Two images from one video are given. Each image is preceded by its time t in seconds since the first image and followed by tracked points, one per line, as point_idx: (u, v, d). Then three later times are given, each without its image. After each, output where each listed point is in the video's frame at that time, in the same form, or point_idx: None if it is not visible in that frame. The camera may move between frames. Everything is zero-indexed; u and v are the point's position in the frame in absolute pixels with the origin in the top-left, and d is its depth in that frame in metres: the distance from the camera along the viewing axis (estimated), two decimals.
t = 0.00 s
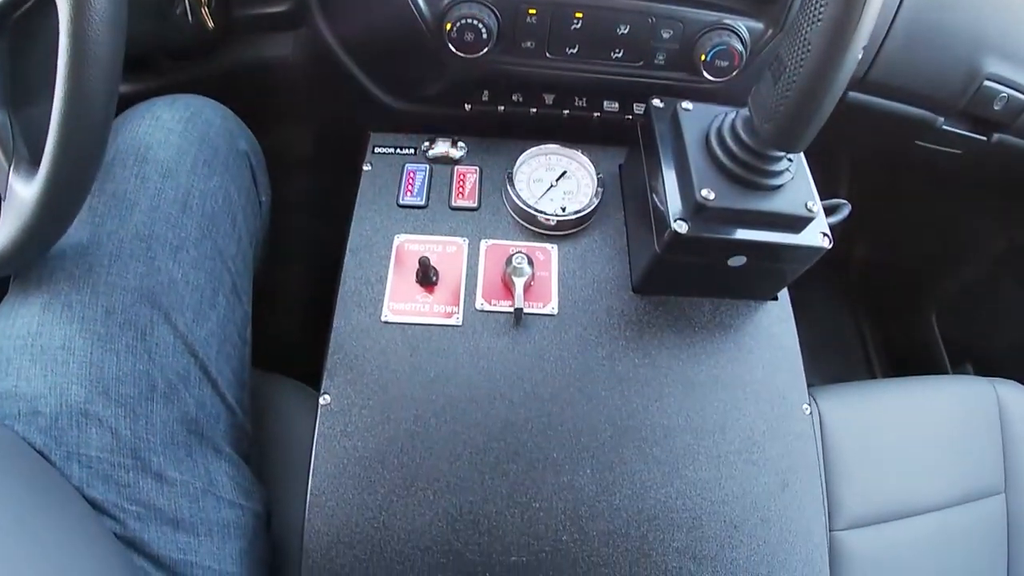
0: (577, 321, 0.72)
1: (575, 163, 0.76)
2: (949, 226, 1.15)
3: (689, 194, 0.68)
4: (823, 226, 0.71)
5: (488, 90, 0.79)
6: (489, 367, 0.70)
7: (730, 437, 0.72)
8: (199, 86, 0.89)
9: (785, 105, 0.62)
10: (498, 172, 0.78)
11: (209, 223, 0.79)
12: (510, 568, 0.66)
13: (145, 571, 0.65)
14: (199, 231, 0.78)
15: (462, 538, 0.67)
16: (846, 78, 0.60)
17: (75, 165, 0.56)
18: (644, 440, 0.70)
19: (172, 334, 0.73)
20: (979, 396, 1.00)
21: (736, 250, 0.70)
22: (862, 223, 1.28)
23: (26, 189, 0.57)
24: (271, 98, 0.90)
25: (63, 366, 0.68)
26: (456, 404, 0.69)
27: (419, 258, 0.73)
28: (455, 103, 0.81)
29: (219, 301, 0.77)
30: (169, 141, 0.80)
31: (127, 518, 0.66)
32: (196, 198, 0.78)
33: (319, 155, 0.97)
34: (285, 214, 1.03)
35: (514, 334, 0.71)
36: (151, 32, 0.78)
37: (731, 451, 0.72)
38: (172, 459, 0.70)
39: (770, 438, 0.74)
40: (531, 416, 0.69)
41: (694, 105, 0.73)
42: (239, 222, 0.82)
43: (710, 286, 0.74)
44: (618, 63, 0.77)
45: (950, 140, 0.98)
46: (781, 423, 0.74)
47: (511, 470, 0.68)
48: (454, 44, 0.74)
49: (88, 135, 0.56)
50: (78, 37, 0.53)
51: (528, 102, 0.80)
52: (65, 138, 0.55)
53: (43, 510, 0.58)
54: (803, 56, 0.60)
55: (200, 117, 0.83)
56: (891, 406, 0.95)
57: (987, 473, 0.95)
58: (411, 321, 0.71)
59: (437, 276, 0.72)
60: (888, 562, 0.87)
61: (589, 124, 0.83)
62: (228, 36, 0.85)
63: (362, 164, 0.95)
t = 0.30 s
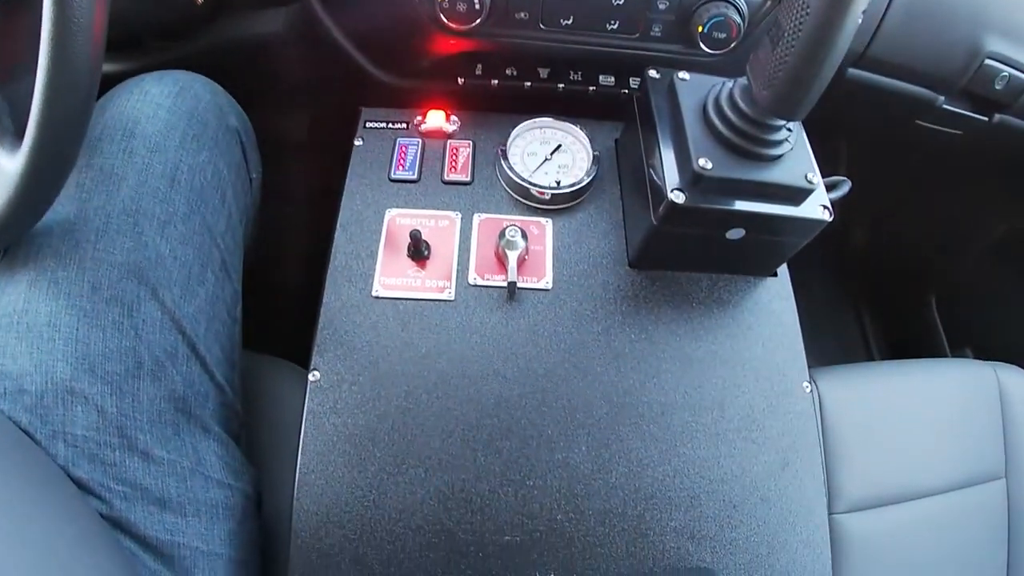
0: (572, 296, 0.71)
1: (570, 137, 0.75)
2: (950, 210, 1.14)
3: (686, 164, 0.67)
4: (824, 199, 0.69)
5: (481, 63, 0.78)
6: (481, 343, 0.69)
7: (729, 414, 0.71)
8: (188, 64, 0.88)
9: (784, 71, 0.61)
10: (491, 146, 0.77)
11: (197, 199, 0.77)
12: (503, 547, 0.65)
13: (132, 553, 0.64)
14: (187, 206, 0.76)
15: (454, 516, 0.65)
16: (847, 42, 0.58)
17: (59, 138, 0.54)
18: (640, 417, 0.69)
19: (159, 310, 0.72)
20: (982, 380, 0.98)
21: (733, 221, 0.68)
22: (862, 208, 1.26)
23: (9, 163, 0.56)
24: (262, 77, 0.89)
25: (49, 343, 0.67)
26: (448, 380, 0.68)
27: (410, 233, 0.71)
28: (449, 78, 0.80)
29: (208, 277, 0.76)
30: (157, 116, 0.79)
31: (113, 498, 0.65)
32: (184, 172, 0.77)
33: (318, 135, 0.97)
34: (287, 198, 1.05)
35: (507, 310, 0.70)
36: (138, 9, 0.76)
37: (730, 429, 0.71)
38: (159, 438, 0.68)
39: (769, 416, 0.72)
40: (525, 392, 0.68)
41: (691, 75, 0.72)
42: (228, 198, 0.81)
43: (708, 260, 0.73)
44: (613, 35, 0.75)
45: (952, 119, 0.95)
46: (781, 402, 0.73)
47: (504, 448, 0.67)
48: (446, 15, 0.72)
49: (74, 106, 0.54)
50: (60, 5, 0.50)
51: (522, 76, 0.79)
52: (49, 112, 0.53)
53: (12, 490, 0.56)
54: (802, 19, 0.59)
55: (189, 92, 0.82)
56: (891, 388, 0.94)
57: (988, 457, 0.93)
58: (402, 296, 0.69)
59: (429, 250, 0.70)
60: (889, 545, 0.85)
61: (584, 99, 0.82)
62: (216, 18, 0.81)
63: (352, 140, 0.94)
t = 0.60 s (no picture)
0: (568, 276, 0.70)
1: (567, 115, 0.74)
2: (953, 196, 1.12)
3: (684, 139, 0.66)
4: (824, 177, 0.68)
5: (476, 41, 0.77)
6: (476, 322, 0.68)
7: (728, 395, 0.70)
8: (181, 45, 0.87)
9: (784, 44, 0.60)
10: (487, 125, 0.76)
11: (189, 179, 0.76)
12: (497, 530, 0.64)
13: (122, 537, 0.64)
14: (179, 185, 0.75)
15: (448, 498, 0.64)
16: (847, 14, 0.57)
17: (48, 109, 0.54)
18: (637, 398, 0.68)
19: (149, 291, 0.71)
20: (983, 366, 0.97)
21: (732, 198, 0.67)
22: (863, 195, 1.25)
23: None
24: (257, 58, 0.88)
25: (38, 324, 0.66)
26: (442, 360, 0.67)
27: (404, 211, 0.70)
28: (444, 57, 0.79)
29: (200, 257, 0.75)
30: (149, 96, 0.78)
31: (103, 481, 0.64)
32: (175, 152, 0.76)
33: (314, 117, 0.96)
34: (283, 180, 1.04)
35: (503, 289, 0.69)
36: None
37: (728, 410, 0.70)
38: (150, 420, 0.67)
39: (769, 397, 0.71)
40: (520, 372, 0.67)
41: (689, 51, 0.71)
42: (220, 178, 0.80)
43: (706, 239, 0.72)
44: (611, 11, 0.74)
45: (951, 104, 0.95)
46: (780, 383, 0.72)
47: (499, 429, 0.66)
48: None
49: (62, 76, 0.53)
50: None
51: (519, 53, 0.78)
52: (39, 80, 0.52)
53: None
54: None
55: (181, 72, 0.81)
56: (893, 373, 0.93)
57: (988, 442, 0.92)
58: (396, 275, 0.68)
59: (423, 229, 0.69)
60: (890, 530, 0.84)
61: (581, 79, 0.81)
62: None
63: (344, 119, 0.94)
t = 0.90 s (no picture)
0: (568, 257, 0.69)
1: (568, 95, 0.73)
2: (956, 184, 1.11)
3: (688, 117, 0.65)
4: (829, 157, 0.67)
5: (477, 22, 0.75)
6: (476, 304, 0.66)
7: (731, 377, 0.69)
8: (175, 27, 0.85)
9: (789, 19, 0.58)
10: (487, 105, 0.75)
11: (184, 160, 0.75)
12: (496, 515, 0.63)
13: (115, 523, 0.63)
14: (173, 166, 0.74)
15: (446, 483, 0.63)
16: None
17: (40, 84, 0.53)
18: (638, 381, 0.67)
19: (143, 273, 0.69)
20: (985, 353, 0.96)
21: (737, 178, 0.66)
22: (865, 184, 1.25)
23: None
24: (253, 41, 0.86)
25: (31, 307, 0.65)
26: (441, 342, 0.65)
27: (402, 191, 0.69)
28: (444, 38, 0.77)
29: (195, 240, 0.74)
30: (143, 77, 0.77)
31: (96, 466, 0.63)
32: (170, 133, 0.75)
33: (314, 107, 0.96)
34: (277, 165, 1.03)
35: (503, 270, 0.67)
36: None
37: (732, 395, 0.68)
38: (143, 404, 0.66)
39: (773, 381, 0.70)
40: (520, 355, 0.66)
41: (692, 29, 0.70)
42: (217, 160, 0.78)
43: (711, 220, 0.71)
44: None
45: (958, 91, 0.93)
46: (784, 367, 0.70)
47: (499, 412, 0.65)
48: None
49: (53, 55, 0.53)
50: None
51: (519, 34, 0.76)
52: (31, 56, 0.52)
53: None
54: None
55: (175, 52, 0.80)
56: (896, 360, 0.91)
57: (991, 430, 0.91)
58: (394, 256, 0.67)
59: (421, 209, 0.68)
60: (896, 518, 0.83)
61: (583, 60, 0.79)
62: None
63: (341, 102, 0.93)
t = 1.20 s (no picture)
0: (566, 234, 0.67)
1: (566, 69, 0.71)
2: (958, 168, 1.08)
3: (689, 89, 0.63)
4: (834, 132, 0.66)
5: None
6: (471, 281, 0.65)
7: (733, 356, 0.67)
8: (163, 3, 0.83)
9: None
10: (484, 80, 0.73)
11: (173, 136, 0.73)
12: (491, 497, 0.62)
13: (105, 506, 0.61)
14: (161, 141, 0.72)
15: (440, 465, 0.62)
16: None
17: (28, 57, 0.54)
18: (638, 360, 0.65)
19: (131, 250, 0.68)
20: (987, 339, 0.93)
21: (739, 152, 0.64)
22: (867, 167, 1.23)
23: None
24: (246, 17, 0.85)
25: (16, 286, 0.63)
26: (435, 320, 0.64)
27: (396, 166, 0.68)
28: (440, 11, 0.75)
29: (185, 216, 0.72)
30: (132, 53, 0.75)
31: (84, 448, 0.62)
32: (159, 109, 0.73)
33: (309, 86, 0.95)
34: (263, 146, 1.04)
35: (499, 247, 0.66)
36: None
37: (734, 375, 0.66)
38: (132, 384, 0.65)
39: (776, 361, 0.68)
40: (516, 333, 0.64)
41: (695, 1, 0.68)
42: (206, 136, 0.76)
43: (710, 196, 0.69)
44: None
45: (961, 72, 0.91)
46: (788, 347, 0.69)
47: (494, 391, 0.63)
48: None
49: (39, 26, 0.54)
50: None
51: (517, 7, 0.74)
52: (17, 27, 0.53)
53: None
54: None
55: (164, 28, 0.78)
56: (898, 344, 0.89)
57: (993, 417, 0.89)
58: (387, 231, 0.66)
59: (415, 185, 0.67)
60: (896, 504, 0.81)
61: (583, 34, 0.77)
62: None
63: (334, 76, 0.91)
